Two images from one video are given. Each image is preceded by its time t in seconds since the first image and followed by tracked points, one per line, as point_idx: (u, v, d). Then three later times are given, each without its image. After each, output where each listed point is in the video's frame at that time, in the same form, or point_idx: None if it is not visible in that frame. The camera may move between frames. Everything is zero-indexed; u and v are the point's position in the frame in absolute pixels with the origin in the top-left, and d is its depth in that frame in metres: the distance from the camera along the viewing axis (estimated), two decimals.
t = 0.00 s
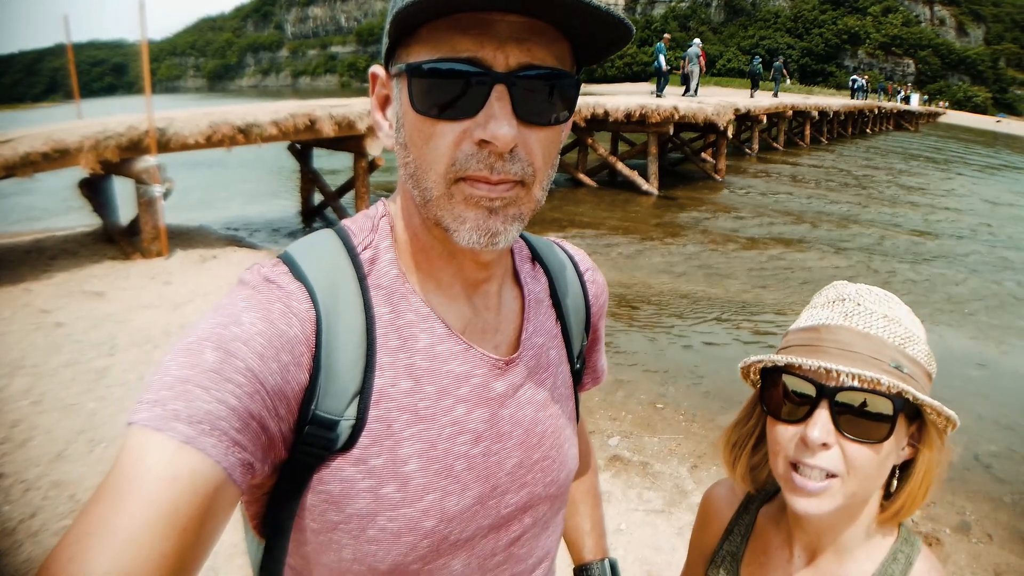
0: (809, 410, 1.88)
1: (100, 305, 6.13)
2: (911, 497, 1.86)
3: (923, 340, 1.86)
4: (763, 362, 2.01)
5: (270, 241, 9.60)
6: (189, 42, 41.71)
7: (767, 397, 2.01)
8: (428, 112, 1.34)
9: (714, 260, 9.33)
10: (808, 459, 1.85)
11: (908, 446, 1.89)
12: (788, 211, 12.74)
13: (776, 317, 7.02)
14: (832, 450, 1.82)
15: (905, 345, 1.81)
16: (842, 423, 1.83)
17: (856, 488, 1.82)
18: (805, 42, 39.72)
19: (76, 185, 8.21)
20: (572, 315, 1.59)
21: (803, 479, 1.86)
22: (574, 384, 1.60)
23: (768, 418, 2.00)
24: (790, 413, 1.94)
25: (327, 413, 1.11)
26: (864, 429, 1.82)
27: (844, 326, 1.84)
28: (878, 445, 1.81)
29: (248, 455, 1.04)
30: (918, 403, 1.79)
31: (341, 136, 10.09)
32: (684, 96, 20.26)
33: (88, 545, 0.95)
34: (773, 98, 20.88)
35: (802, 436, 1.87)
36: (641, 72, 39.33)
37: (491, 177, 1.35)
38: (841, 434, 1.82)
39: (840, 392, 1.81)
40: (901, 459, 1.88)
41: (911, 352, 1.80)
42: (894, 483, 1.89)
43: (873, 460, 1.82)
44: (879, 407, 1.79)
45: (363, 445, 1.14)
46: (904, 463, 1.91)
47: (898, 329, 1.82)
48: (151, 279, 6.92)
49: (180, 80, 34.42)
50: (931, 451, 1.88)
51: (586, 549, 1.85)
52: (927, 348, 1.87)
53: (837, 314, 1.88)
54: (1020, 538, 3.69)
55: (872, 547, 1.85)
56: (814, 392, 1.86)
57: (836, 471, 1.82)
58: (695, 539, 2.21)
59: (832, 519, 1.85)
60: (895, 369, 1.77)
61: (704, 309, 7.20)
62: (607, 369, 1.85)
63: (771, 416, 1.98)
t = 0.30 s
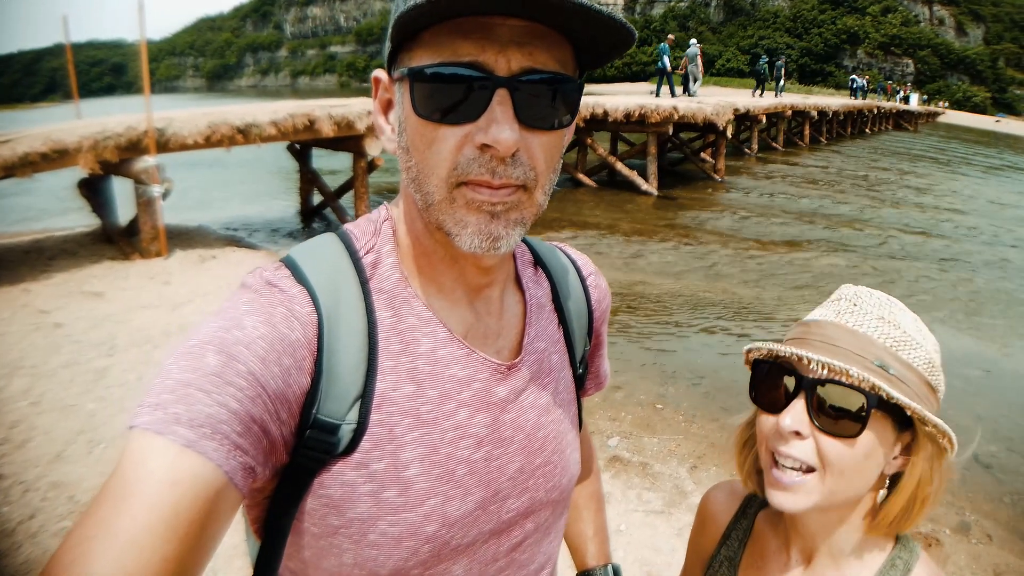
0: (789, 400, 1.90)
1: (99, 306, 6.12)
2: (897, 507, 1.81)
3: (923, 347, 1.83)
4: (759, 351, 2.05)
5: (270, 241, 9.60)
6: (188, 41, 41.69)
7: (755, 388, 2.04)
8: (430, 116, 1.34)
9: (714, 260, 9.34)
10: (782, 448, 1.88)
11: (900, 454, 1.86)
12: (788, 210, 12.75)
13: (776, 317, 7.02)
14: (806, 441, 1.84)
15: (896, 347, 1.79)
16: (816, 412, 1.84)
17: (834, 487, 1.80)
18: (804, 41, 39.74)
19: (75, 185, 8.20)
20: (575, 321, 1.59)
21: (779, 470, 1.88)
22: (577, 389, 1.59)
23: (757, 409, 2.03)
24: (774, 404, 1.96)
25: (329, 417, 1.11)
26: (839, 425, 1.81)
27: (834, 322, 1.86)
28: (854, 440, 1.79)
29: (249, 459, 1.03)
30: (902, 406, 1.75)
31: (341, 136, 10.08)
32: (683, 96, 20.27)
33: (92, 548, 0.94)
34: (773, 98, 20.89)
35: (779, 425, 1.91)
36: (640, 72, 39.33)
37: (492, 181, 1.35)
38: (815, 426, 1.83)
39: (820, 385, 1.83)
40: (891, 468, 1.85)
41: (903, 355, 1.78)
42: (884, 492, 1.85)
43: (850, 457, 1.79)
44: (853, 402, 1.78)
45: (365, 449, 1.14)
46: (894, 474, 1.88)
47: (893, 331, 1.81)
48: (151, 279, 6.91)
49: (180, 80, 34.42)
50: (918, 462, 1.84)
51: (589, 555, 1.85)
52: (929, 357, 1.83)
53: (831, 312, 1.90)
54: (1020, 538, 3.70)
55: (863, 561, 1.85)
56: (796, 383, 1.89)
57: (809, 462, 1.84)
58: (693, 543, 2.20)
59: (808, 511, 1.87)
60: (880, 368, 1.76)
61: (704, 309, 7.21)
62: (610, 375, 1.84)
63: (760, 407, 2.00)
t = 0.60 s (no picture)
0: (784, 395, 1.91)
1: (97, 306, 6.11)
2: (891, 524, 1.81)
3: (926, 356, 1.82)
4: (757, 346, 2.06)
5: (268, 241, 9.59)
6: (187, 41, 41.64)
7: (752, 384, 2.04)
8: (426, 114, 1.33)
9: (713, 260, 9.33)
10: (774, 444, 1.88)
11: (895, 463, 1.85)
12: (787, 210, 12.74)
13: (775, 318, 7.01)
14: (797, 438, 1.84)
15: (899, 353, 1.79)
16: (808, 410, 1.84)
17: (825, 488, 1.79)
18: (803, 41, 39.75)
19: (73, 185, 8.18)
20: (572, 326, 1.58)
21: (769, 463, 1.88)
22: (573, 393, 1.59)
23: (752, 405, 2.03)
24: (770, 400, 1.96)
25: (320, 423, 1.10)
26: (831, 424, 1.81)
27: (835, 322, 1.86)
28: (847, 439, 1.78)
29: (238, 467, 1.03)
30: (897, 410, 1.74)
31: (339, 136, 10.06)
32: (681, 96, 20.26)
33: (80, 560, 0.94)
34: (772, 98, 20.90)
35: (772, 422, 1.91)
36: (639, 72, 39.31)
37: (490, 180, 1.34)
38: (808, 421, 1.84)
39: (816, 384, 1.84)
40: (887, 478, 1.84)
41: (904, 362, 1.78)
42: (878, 502, 1.84)
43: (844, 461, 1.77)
44: (848, 404, 1.78)
45: (356, 456, 1.13)
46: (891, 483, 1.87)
47: (895, 336, 1.81)
48: (149, 280, 6.89)
49: (179, 80, 34.40)
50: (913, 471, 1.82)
51: (585, 559, 1.85)
52: (931, 366, 1.81)
53: (834, 313, 1.90)
54: (1018, 539, 3.69)
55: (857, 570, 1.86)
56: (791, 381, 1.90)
57: (800, 461, 1.83)
58: (688, 547, 2.21)
59: (799, 512, 1.87)
60: (879, 370, 1.75)
61: (703, 309, 7.20)
62: (606, 379, 1.83)
63: (756, 404, 2.00)
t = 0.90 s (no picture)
0: (777, 411, 1.89)
1: (95, 307, 6.09)
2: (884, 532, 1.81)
3: (921, 363, 1.80)
4: (746, 360, 2.02)
5: (266, 241, 9.59)
6: (186, 41, 41.58)
7: (744, 397, 2.02)
8: (406, 117, 1.32)
9: (711, 260, 9.32)
10: (767, 465, 1.85)
11: (891, 473, 1.83)
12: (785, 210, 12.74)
13: (773, 317, 7.01)
14: (792, 457, 1.82)
15: (894, 363, 1.76)
16: (803, 426, 1.83)
17: (818, 499, 1.79)
18: (802, 41, 39.75)
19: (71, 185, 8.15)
20: (563, 331, 1.56)
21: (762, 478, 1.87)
22: (565, 399, 1.58)
23: (745, 419, 2.01)
24: (762, 415, 1.94)
25: (302, 435, 1.09)
26: (828, 441, 1.79)
27: (828, 333, 1.83)
28: (842, 459, 1.77)
29: (218, 481, 1.02)
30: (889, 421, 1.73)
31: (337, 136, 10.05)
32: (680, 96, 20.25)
33: None
34: (771, 98, 20.89)
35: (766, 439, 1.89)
36: (639, 72, 39.34)
37: (473, 182, 1.32)
38: (803, 441, 1.82)
39: (809, 398, 1.82)
40: (883, 487, 1.82)
41: (900, 371, 1.75)
42: (873, 512, 1.83)
43: (836, 476, 1.78)
44: (843, 419, 1.77)
45: (340, 468, 1.12)
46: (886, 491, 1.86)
47: (890, 345, 1.77)
48: (147, 280, 6.88)
49: (179, 80, 34.33)
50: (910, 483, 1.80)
51: (576, 562, 1.83)
52: (925, 372, 1.80)
53: (827, 322, 1.87)
54: (1017, 540, 3.69)
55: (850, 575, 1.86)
56: (785, 395, 1.88)
57: (794, 480, 1.82)
58: (683, 551, 2.22)
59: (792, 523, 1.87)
60: (874, 383, 1.73)
61: (701, 309, 7.19)
62: (598, 383, 1.81)
63: (749, 418, 1.99)
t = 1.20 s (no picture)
0: (790, 422, 1.86)
1: (94, 307, 6.08)
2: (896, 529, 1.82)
3: (922, 356, 1.82)
4: (750, 368, 2.01)
5: (265, 241, 9.58)
6: (186, 42, 41.54)
7: (749, 407, 2.01)
8: (402, 119, 1.32)
9: (711, 260, 9.31)
10: (784, 474, 1.84)
11: (899, 469, 1.85)
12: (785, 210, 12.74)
13: (773, 317, 7.00)
14: (810, 465, 1.81)
15: (899, 359, 1.77)
16: (821, 438, 1.81)
17: (837, 506, 1.79)
18: (802, 41, 39.75)
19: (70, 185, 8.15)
20: (563, 330, 1.56)
21: (780, 489, 1.84)
22: (564, 398, 1.58)
23: (752, 430, 1.99)
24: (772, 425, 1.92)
25: (300, 431, 1.09)
26: (846, 446, 1.79)
27: (832, 335, 1.82)
28: (861, 464, 1.77)
29: (218, 475, 1.02)
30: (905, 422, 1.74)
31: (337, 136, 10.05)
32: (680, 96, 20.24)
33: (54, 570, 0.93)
34: (771, 98, 20.89)
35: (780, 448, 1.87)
36: (638, 72, 39.34)
37: (468, 183, 1.32)
38: (821, 450, 1.80)
39: (822, 405, 1.80)
40: (891, 483, 1.83)
41: (905, 367, 1.77)
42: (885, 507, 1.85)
43: (854, 481, 1.77)
44: (862, 424, 1.76)
45: (338, 464, 1.12)
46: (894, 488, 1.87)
47: (893, 342, 1.79)
48: (147, 280, 6.87)
49: (178, 80, 34.31)
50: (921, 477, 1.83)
51: (580, 560, 1.82)
52: (927, 365, 1.83)
53: (828, 323, 1.86)
54: (1017, 539, 3.69)
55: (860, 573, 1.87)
56: (796, 403, 1.85)
57: (812, 487, 1.80)
58: (683, 550, 2.21)
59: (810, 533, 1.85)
60: (886, 384, 1.74)
61: (701, 309, 7.19)
62: (599, 383, 1.80)
63: (756, 428, 1.96)
